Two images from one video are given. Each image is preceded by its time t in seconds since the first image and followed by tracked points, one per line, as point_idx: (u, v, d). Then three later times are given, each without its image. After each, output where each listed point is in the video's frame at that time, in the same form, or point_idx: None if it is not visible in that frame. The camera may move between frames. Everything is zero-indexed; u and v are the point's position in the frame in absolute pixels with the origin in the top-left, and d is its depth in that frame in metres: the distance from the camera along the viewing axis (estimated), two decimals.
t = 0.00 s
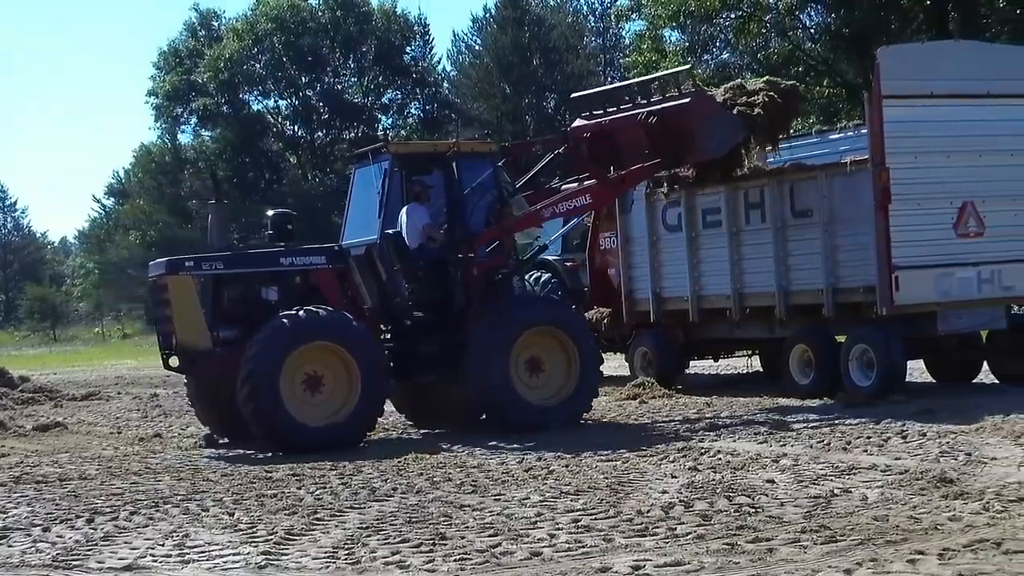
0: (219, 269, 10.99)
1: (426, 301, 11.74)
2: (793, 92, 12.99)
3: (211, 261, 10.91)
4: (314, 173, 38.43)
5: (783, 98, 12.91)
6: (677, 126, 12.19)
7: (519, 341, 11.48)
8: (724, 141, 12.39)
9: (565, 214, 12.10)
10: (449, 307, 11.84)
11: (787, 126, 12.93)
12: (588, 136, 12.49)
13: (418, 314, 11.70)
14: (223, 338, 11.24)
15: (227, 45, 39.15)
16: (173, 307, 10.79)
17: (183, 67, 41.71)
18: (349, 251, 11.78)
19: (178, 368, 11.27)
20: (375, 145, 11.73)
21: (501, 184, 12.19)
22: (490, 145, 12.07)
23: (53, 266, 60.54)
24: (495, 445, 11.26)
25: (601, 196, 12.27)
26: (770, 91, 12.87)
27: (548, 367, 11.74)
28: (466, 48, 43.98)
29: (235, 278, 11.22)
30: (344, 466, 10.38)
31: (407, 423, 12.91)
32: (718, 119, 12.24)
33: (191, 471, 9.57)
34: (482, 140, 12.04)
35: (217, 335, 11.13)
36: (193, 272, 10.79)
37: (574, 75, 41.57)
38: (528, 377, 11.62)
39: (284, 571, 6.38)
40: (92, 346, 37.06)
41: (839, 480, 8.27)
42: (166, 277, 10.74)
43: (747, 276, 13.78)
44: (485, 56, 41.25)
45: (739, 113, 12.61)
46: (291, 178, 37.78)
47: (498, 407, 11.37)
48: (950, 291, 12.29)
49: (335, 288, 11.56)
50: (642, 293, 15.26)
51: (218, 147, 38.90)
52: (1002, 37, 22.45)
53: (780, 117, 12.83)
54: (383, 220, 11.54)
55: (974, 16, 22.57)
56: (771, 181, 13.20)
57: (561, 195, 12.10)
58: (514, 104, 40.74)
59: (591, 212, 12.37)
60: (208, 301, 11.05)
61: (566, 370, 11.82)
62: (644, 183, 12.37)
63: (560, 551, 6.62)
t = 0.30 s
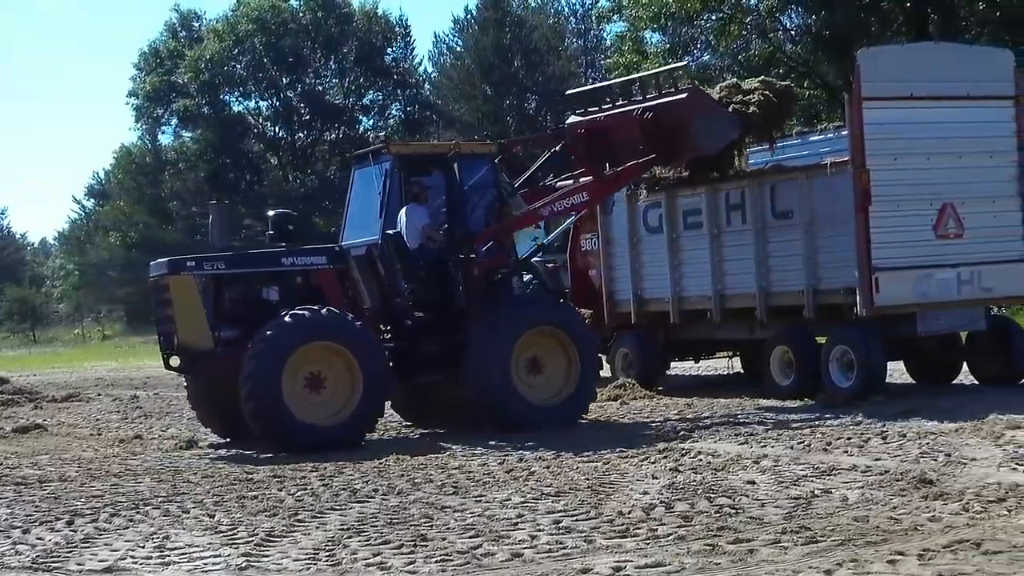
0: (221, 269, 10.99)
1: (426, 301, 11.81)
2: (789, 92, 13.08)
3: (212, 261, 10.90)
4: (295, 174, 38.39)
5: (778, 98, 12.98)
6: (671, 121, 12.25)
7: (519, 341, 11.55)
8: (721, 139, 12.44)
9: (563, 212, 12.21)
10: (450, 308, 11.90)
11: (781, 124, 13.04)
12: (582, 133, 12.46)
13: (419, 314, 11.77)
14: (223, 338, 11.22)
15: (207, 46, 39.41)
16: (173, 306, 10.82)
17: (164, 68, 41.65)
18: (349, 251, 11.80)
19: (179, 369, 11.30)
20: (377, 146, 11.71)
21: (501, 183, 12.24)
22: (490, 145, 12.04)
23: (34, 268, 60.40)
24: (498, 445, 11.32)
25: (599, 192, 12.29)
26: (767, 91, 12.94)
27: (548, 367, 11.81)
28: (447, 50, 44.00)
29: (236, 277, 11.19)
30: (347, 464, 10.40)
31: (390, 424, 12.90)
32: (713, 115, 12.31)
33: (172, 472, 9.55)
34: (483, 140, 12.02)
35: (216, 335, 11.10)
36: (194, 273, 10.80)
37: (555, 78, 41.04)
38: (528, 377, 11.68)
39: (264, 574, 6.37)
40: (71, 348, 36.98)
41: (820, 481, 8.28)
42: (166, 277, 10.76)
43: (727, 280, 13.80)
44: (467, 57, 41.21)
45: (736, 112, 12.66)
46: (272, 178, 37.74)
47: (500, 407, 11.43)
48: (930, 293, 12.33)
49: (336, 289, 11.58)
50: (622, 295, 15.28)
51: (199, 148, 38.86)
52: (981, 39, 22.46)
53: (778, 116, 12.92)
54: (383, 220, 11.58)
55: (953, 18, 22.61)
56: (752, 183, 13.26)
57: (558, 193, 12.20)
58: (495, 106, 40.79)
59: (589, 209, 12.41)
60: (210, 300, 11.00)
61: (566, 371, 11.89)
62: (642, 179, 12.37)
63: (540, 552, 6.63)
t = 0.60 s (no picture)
0: (220, 269, 11.06)
1: (424, 301, 11.76)
2: (780, 91, 13.09)
3: (211, 261, 10.99)
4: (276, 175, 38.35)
5: (770, 95, 12.99)
6: (664, 116, 12.19)
7: (518, 339, 11.64)
8: (713, 133, 12.31)
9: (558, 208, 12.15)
10: (448, 308, 11.85)
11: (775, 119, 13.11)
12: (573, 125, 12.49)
13: (417, 315, 11.72)
14: (223, 338, 11.30)
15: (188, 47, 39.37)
16: (173, 306, 10.90)
17: (145, 69, 41.61)
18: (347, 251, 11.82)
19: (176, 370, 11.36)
20: (375, 146, 11.74)
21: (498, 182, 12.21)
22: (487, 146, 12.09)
23: (15, 269, 60.24)
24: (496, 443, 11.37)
25: (593, 187, 12.28)
26: (758, 87, 12.96)
27: (545, 366, 11.89)
28: (429, 51, 44.00)
29: (235, 277, 11.26)
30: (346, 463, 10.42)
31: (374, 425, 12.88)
32: (703, 110, 12.19)
33: (153, 474, 9.53)
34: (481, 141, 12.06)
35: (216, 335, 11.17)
36: (193, 272, 10.87)
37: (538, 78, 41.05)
38: (527, 376, 11.77)
39: (245, 574, 6.36)
40: (51, 349, 36.88)
41: (801, 482, 8.29)
42: (166, 277, 10.84)
43: (709, 282, 13.82)
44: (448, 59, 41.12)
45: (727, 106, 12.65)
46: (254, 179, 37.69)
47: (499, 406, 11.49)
48: (912, 293, 12.36)
49: (333, 287, 11.65)
50: (605, 296, 15.28)
51: (180, 149, 38.81)
52: (962, 41, 22.69)
53: (768, 113, 12.92)
54: (382, 221, 11.59)
55: (934, 20, 22.63)
56: (733, 183, 13.27)
57: (553, 188, 12.17)
58: (476, 107, 40.60)
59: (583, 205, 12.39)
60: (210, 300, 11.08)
61: (562, 370, 11.99)
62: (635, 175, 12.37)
63: (523, 553, 6.62)
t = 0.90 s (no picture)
0: (218, 270, 11.03)
1: (420, 300, 11.82)
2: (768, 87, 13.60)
3: (208, 262, 10.95)
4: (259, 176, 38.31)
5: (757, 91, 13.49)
6: (656, 110, 12.07)
7: (515, 339, 11.63)
8: (703, 129, 12.25)
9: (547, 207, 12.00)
10: (443, 308, 11.90)
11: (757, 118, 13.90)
12: (564, 118, 12.34)
13: (411, 315, 11.78)
14: (221, 338, 11.22)
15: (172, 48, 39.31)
16: (173, 303, 10.99)
17: (127, 69, 41.54)
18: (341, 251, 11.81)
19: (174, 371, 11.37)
20: (370, 147, 11.73)
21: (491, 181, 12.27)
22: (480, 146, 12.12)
23: None
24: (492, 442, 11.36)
25: (585, 182, 12.12)
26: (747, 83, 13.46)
27: (541, 366, 11.89)
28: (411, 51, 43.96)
29: (234, 278, 11.21)
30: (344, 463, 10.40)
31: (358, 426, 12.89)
32: (694, 103, 12.14)
33: (135, 475, 9.51)
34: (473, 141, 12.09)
35: (214, 336, 11.12)
36: (190, 273, 10.85)
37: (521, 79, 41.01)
38: (524, 375, 11.76)
39: None
40: (32, 350, 36.75)
41: (783, 483, 8.31)
42: (164, 277, 10.81)
43: (692, 283, 13.82)
44: (430, 60, 40.76)
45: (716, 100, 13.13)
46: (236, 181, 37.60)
47: (495, 405, 11.49)
48: (893, 294, 12.40)
49: (330, 287, 11.68)
50: (586, 298, 15.28)
51: (162, 150, 38.75)
52: (944, 42, 22.42)
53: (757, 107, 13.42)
54: (378, 221, 11.59)
55: (916, 20, 22.67)
56: (715, 184, 13.30)
57: (543, 187, 12.00)
58: (460, 109, 40.46)
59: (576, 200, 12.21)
60: (208, 301, 11.06)
61: (558, 370, 11.98)
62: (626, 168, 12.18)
63: (505, 554, 6.62)
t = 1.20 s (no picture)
0: (218, 271, 11.07)
1: (420, 301, 11.81)
2: (764, 89, 13.83)
3: (208, 262, 11.01)
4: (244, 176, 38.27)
5: (753, 92, 13.70)
6: (650, 106, 12.09)
7: (516, 337, 11.66)
8: (700, 125, 12.21)
9: (544, 204, 11.98)
10: (443, 308, 11.89)
11: (755, 118, 13.77)
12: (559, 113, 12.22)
13: (412, 315, 11.75)
14: (221, 338, 11.26)
15: (157, 48, 39.37)
16: (173, 304, 11.04)
17: (112, 70, 41.51)
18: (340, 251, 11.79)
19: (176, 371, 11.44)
20: (369, 147, 11.69)
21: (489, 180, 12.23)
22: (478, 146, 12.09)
23: None
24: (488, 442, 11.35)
25: (580, 179, 12.06)
26: (743, 83, 13.68)
27: (540, 367, 11.89)
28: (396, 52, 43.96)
29: (235, 278, 11.24)
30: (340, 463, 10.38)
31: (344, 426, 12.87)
32: (691, 98, 12.10)
33: (120, 477, 9.48)
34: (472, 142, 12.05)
35: (214, 336, 11.17)
36: (190, 273, 10.91)
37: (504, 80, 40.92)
38: (523, 375, 11.77)
39: None
40: (17, 351, 36.64)
41: (768, 483, 8.32)
42: (165, 278, 10.91)
43: (679, 284, 13.83)
44: (414, 60, 40.64)
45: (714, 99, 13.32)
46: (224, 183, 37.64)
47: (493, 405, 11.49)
48: (878, 295, 12.42)
49: (330, 287, 11.69)
50: (572, 298, 15.29)
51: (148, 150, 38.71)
52: (927, 44, 22.74)
53: (751, 108, 13.65)
54: (378, 222, 11.58)
55: (900, 22, 22.78)
56: (701, 185, 13.32)
57: (540, 183, 11.96)
58: (445, 109, 40.44)
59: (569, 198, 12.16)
60: (209, 301, 11.11)
61: (556, 371, 11.98)
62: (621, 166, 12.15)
63: (492, 555, 6.62)
